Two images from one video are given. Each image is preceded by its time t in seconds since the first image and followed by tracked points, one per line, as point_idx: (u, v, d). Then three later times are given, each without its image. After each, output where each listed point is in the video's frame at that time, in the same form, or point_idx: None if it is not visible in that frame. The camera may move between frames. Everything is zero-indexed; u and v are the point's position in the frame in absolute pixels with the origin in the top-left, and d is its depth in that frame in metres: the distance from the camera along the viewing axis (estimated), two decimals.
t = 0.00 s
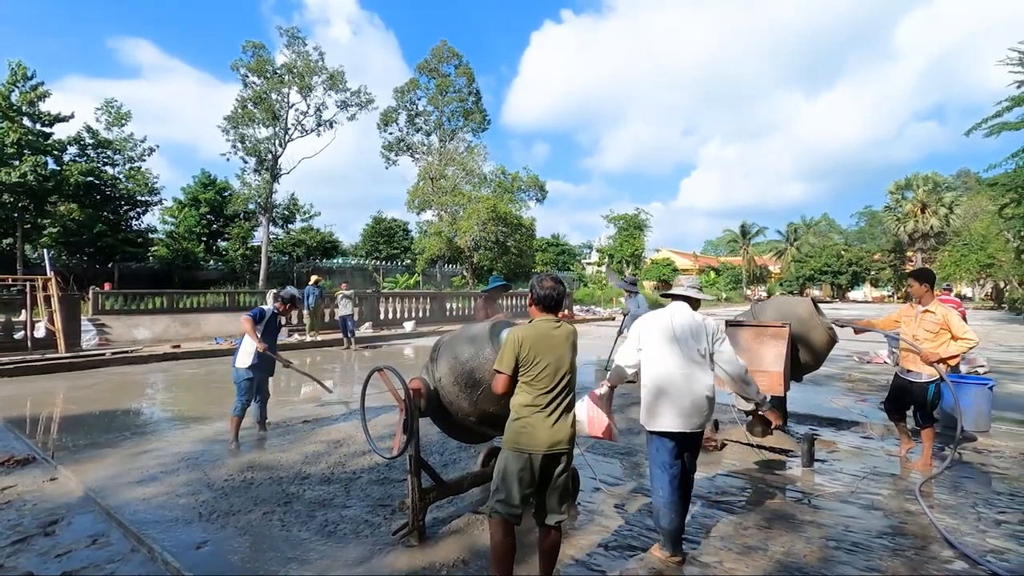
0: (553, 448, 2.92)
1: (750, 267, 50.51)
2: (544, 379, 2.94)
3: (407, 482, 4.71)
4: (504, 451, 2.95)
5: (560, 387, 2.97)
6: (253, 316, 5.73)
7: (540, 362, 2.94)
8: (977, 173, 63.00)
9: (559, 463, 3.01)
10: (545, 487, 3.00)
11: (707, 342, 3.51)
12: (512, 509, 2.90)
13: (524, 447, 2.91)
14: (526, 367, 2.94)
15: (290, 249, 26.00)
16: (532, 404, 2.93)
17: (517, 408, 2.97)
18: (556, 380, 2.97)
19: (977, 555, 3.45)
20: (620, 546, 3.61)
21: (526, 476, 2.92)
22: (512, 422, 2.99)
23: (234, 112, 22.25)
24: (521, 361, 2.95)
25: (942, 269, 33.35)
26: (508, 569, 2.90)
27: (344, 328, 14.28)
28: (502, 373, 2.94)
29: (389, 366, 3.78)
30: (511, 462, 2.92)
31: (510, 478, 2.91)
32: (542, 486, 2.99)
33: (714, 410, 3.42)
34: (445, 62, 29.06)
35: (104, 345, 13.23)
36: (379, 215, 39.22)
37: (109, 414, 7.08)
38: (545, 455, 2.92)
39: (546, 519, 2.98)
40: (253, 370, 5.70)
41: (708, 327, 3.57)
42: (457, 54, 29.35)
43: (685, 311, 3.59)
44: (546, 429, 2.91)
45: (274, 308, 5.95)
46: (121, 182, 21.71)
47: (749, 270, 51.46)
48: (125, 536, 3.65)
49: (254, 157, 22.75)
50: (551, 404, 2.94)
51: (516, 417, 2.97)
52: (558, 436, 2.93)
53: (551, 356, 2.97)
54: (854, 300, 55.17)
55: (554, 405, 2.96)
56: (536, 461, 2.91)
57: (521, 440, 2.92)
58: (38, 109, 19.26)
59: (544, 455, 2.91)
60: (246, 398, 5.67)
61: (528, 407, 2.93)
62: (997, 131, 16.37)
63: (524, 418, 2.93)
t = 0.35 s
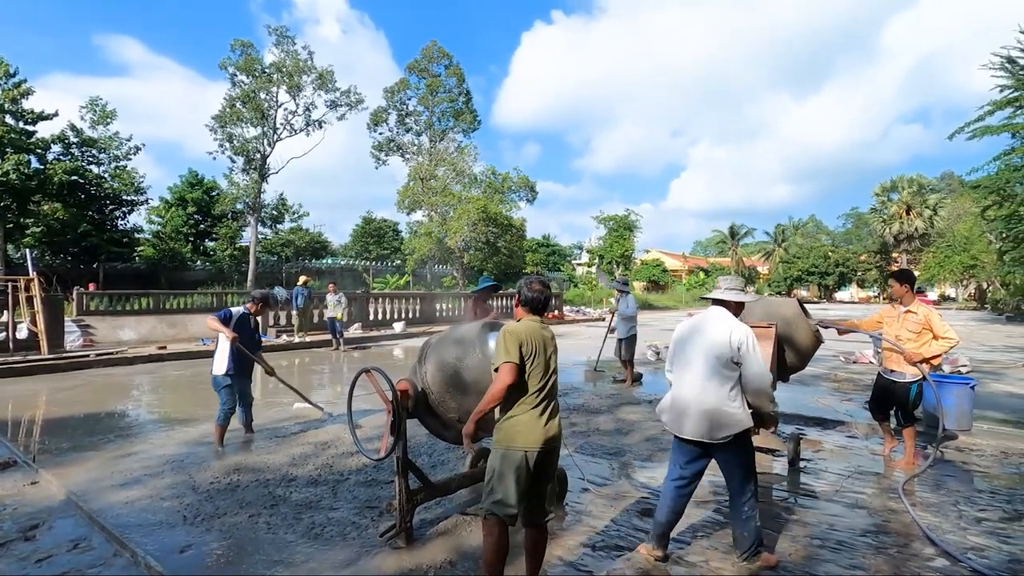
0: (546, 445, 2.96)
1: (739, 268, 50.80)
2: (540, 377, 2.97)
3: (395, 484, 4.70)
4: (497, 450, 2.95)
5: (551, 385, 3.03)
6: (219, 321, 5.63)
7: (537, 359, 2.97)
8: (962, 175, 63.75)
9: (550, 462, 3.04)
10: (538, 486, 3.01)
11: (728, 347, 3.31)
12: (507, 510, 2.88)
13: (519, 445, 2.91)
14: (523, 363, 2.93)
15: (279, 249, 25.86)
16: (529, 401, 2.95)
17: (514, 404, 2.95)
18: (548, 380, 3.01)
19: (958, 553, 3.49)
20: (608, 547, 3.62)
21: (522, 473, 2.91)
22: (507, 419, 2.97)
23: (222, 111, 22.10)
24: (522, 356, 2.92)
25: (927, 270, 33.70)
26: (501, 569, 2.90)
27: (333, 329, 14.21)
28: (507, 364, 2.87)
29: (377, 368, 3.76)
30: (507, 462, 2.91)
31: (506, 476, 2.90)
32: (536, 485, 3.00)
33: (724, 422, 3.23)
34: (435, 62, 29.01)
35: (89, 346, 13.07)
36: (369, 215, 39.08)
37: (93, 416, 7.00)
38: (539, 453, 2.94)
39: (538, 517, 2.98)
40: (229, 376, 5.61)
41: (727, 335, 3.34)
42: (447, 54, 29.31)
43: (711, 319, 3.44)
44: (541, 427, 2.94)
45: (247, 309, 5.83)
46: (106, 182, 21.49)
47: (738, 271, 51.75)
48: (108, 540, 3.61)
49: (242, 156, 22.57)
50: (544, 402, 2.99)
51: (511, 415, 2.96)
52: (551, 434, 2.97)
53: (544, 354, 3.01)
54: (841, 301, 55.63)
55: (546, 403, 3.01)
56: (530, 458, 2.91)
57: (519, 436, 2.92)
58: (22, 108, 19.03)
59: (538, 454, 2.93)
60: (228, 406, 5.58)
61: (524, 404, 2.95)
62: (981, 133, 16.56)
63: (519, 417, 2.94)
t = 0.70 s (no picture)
0: (526, 445, 2.96)
1: (725, 267, 51.16)
2: (521, 376, 2.98)
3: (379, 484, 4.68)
4: (479, 450, 2.95)
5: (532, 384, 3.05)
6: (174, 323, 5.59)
7: (518, 357, 2.97)
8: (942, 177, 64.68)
9: (531, 461, 3.04)
10: (518, 485, 3.02)
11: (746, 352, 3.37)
12: (489, 510, 2.87)
13: (499, 446, 2.91)
14: (505, 361, 2.92)
15: (264, 249, 25.66)
16: (511, 400, 2.95)
17: (495, 403, 2.94)
18: (528, 379, 3.01)
19: (934, 547, 3.54)
20: (591, 545, 3.62)
21: (501, 473, 2.91)
22: (488, 419, 2.95)
23: (206, 109, 21.87)
24: (504, 355, 2.91)
25: (908, 270, 34.14)
26: (482, 569, 2.89)
27: (318, 329, 14.10)
28: (490, 364, 2.85)
29: (359, 367, 3.74)
30: (488, 462, 2.91)
31: (486, 476, 2.90)
32: (516, 485, 3.00)
33: (741, 424, 3.34)
34: (422, 61, 28.91)
35: (69, 348, 12.87)
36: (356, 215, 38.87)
37: (72, 419, 6.89)
38: (518, 454, 2.94)
39: (518, 517, 2.99)
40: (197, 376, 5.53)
41: (743, 334, 3.38)
42: (434, 54, 29.24)
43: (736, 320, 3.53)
44: (521, 426, 2.94)
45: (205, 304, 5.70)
46: (86, 180, 21.18)
47: (724, 271, 52.11)
48: (84, 545, 3.56)
49: (226, 155, 22.35)
50: (523, 402, 2.99)
51: (492, 415, 2.94)
52: (530, 433, 2.98)
53: (523, 353, 3.01)
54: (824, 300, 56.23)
55: (526, 404, 3.01)
56: (510, 457, 2.92)
57: (501, 436, 2.92)
58: None
59: (518, 453, 2.94)
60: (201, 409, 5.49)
61: (505, 404, 2.94)
62: (959, 135, 16.82)
63: (499, 417, 2.93)
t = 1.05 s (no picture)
0: (507, 446, 2.96)
1: (709, 266, 51.57)
2: (504, 375, 2.97)
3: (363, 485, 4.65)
4: (459, 450, 2.94)
5: (514, 384, 3.03)
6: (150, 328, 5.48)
7: (501, 357, 2.97)
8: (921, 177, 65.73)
9: (514, 461, 3.05)
10: (500, 484, 3.02)
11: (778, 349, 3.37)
12: (470, 510, 2.88)
13: (481, 445, 2.90)
14: (487, 361, 2.92)
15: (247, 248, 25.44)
16: (492, 400, 2.95)
17: (477, 403, 2.94)
18: (511, 379, 3.01)
19: (911, 541, 3.60)
20: (576, 543, 3.63)
21: (482, 474, 2.91)
22: (470, 419, 2.95)
23: (187, 107, 21.60)
24: (486, 354, 2.91)
25: (888, 269, 34.63)
26: (464, 570, 2.89)
27: (303, 329, 14.00)
28: (472, 363, 2.85)
29: (343, 368, 3.72)
30: (468, 462, 2.90)
31: (466, 475, 2.89)
32: (498, 484, 3.00)
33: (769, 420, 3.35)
34: (407, 59, 28.78)
35: (47, 348, 12.67)
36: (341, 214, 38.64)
37: (49, 421, 6.78)
38: (499, 454, 2.94)
39: (500, 518, 2.98)
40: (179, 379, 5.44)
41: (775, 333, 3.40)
42: (420, 52, 29.13)
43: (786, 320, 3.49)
44: (502, 426, 2.94)
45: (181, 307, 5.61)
46: (64, 178, 20.84)
47: (708, 270, 52.52)
48: (60, 550, 3.50)
49: (208, 153, 22.09)
50: (506, 402, 2.98)
51: (473, 415, 2.93)
52: (513, 433, 2.97)
53: (507, 353, 3.00)
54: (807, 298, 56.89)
55: (508, 404, 3.00)
56: (491, 458, 2.92)
57: (482, 435, 2.91)
58: None
59: (499, 453, 2.94)
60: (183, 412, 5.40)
61: (487, 404, 2.94)
62: (937, 136, 17.11)
63: (481, 417, 2.93)
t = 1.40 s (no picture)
0: (488, 447, 2.96)
1: (694, 265, 51.92)
2: (487, 376, 2.97)
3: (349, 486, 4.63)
4: (438, 451, 2.94)
5: (499, 386, 3.03)
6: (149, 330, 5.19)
7: (486, 359, 2.97)
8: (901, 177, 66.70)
9: (495, 463, 3.04)
10: (481, 486, 3.02)
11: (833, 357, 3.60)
12: (447, 511, 2.87)
13: (462, 447, 2.90)
14: (470, 362, 2.92)
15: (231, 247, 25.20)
16: (474, 400, 2.95)
17: (459, 404, 2.94)
18: (496, 381, 3.01)
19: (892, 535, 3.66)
20: (563, 542, 3.65)
21: (460, 475, 2.91)
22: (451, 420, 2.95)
23: (170, 103, 21.33)
24: (469, 355, 2.91)
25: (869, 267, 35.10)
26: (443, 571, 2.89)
27: (288, 329, 13.90)
28: (454, 364, 2.86)
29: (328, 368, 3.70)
30: (447, 465, 2.89)
31: (444, 476, 2.88)
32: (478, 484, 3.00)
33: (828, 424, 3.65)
34: (393, 57, 28.67)
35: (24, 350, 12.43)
36: (326, 213, 38.39)
37: (27, 424, 6.67)
38: (479, 456, 2.93)
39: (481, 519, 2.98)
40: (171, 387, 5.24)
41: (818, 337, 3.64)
42: (406, 50, 29.02)
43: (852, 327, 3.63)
44: (484, 427, 2.94)
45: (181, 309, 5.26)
46: (41, 176, 20.48)
47: (693, 268, 52.86)
48: (38, 555, 3.45)
49: (191, 151, 21.81)
50: (489, 403, 2.98)
51: (454, 416, 2.94)
52: (495, 436, 2.97)
53: (491, 354, 3.01)
54: (791, 296, 57.47)
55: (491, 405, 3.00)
56: (471, 459, 2.91)
57: (463, 436, 2.91)
58: None
59: (480, 455, 2.94)
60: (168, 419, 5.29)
61: (469, 407, 2.94)
62: (916, 136, 17.39)
63: (462, 418, 2.93)
